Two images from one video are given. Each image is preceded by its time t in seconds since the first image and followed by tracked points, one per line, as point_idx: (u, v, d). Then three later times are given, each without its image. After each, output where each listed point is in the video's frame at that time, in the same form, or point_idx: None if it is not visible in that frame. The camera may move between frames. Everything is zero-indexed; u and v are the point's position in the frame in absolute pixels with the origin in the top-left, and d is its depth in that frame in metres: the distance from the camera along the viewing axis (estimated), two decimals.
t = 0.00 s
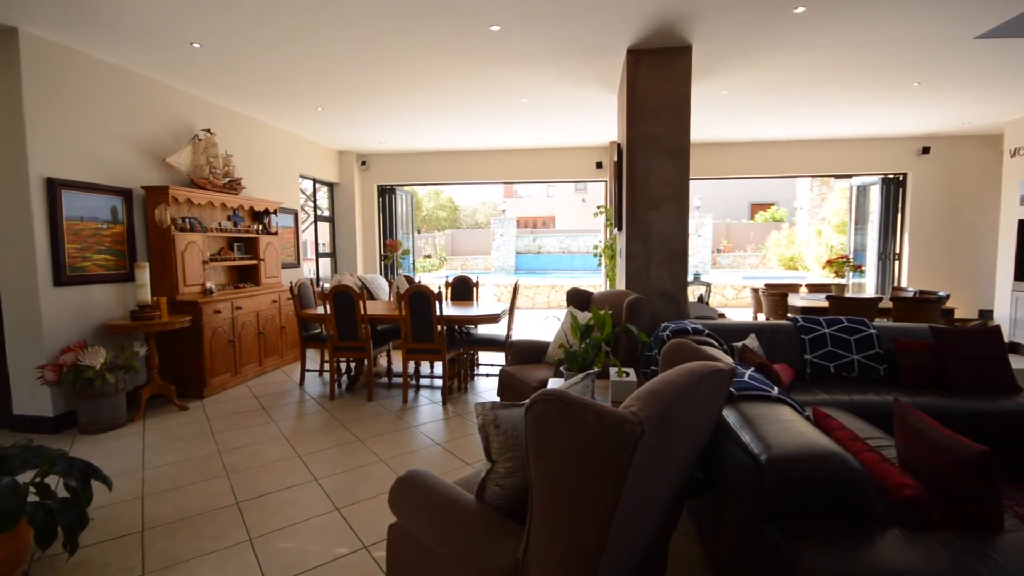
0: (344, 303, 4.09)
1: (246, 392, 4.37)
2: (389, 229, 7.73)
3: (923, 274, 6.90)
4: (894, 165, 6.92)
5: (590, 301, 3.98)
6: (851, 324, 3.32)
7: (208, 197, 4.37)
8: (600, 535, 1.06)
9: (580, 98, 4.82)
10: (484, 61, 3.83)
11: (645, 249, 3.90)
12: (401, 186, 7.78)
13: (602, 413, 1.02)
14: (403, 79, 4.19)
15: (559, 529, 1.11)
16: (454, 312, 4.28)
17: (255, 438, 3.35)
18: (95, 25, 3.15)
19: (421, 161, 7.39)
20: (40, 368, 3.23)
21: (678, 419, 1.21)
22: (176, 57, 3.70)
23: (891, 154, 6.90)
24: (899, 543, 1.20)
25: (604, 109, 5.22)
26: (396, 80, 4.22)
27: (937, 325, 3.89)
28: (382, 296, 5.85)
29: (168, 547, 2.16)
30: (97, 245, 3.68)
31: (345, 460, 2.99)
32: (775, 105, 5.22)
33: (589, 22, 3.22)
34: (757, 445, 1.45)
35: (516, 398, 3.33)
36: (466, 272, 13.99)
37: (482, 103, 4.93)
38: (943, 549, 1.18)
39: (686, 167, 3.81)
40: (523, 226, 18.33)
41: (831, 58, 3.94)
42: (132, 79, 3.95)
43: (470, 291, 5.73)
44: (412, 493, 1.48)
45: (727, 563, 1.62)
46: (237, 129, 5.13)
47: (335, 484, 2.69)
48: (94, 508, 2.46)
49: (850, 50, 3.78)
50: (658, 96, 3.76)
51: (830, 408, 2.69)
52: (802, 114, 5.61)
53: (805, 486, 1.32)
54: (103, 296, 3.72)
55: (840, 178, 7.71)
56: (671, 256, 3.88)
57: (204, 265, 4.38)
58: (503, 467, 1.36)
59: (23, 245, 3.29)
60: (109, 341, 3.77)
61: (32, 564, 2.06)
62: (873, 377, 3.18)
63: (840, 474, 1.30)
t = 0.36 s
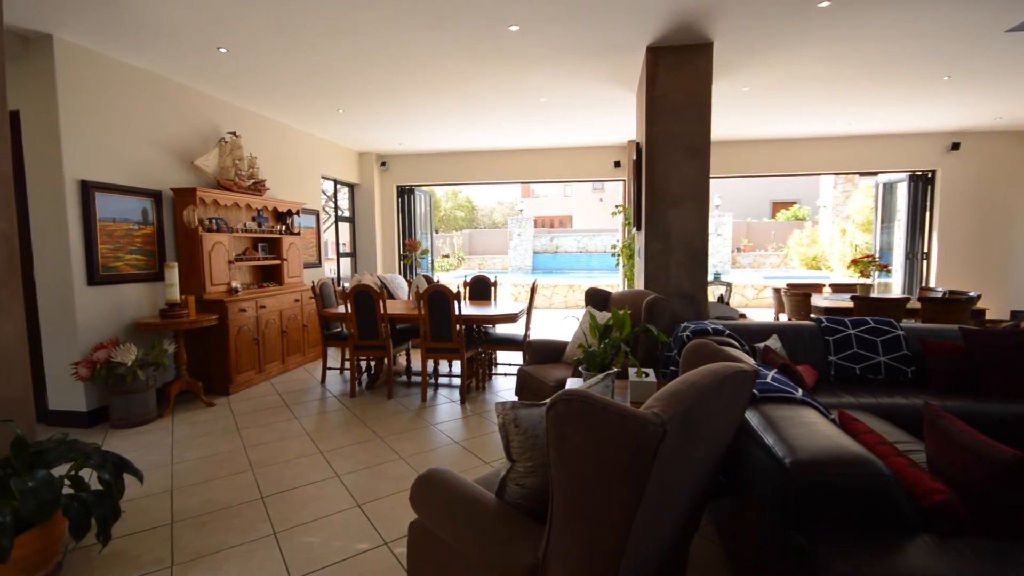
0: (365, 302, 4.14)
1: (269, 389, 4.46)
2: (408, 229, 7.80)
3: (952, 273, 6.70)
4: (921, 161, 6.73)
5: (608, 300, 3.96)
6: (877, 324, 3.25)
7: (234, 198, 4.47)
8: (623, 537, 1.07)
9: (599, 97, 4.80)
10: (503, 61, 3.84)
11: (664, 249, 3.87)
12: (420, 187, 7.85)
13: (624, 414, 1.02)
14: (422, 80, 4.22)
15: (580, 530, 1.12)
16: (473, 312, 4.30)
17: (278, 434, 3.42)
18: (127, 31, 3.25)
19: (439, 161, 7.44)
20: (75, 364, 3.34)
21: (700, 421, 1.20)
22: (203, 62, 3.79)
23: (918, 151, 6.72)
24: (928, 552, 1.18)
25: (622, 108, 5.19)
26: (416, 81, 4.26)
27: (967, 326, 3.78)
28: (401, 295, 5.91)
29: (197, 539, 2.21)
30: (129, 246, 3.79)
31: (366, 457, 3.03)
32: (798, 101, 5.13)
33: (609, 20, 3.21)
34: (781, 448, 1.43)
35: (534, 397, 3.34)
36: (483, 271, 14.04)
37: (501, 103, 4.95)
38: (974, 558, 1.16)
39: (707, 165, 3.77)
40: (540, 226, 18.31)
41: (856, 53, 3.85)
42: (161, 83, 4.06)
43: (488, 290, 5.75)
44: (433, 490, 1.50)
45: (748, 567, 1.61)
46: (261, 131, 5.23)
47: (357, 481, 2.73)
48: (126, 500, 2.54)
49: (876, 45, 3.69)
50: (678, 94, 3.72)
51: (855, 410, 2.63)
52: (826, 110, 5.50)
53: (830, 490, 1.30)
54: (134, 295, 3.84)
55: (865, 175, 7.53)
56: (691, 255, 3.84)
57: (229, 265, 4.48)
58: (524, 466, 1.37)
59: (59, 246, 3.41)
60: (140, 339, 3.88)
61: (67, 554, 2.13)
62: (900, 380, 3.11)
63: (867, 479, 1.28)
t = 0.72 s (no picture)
0: (384, 301, 4.18)
1: (292, 386, 4.54)
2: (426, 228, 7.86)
3: (985, 272, 6.49)
4: (951, 156, 6.53)
5: (627, 299, 3.93)
6: (907, 324, 3.16)
7: (257, 199, 4.56)
8: (646, 538, 1.06)
9: (617, 95, 4.77)
10: (521, 60, 3.84)
11: (684, 247, 3.83)
12: (438, 186, 7.89)
13: (646, 414, 1.02)
14: (441, 80, 4.25)
15: (602, 530, 1.11)
16: (491, 310, 4.31)
17: (300, 431, 3.47)
18: (155, 37, 3.33)
19: (457, 161, 7.47)
20: (107, 361, 3.44)
21: (724, 421, 1.19)
22: (227, 66, 3.87)
23: (949, 145, 6.52)
24: (960, 558, 1.15)
25: (641, 105, 5.14)
26: (435, 82, 4.28)
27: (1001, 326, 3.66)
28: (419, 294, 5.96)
29: (224, 533, 2.27)
30: (158, 246, 3.90)
31: (386, 454, 3.07)
32: (822, 96, 5.02)
33: (628, 17, 3.18)
34: (807, 450, 1.40)
35: (553, 396, 3.33)
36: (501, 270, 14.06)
37: (518, 102, 4.95)
38: (1009, 564, 1.12)
39: (728, 162, 3.71)
40: (558, 225, 18.26)
41: (883, 46, 3.75)
42: (187, 87, 4.16)
43: (505, 289, 5.76)
44: (454, 488, 1.51)
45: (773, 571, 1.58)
46: (283, 133, 5.32)
47: (377, 478, 2.76)
48: (156, 494, 2.61)
49: (904, 37, 3.59)
50: (699, 91, 3.68)
51: (883, 413, 2.57)
52: (851, 105, 5.37)
53: (858, 493, 1.28)
54: (163, 294, 3.94)
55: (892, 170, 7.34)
56: (712, 254, 3.79)
57: (253, 265, 4.57)
58: (544, 465, 1.37)
59: (92, 246, 3.52)
60: (168, 336, 3.99)
61: (100, 545, 2.20)
62: (930, 381, 3.02)
63: (896, 482, 1.25)
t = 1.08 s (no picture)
0: (404, 300, 4.22)
1: (313, 383, 4.62)
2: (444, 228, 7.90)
3: (1019, 270, 6.27)
4: (984, 150, 6.32)
5: (646, 298, 3.90)
6: (937, 324, 3.07)
7: (280, 199, 4.64)
8: (670, 540, 1.05)
9: (636, 91, 4.73)
10: (539, 58, 3.83)
11: (704, 245, 3.78)
12: (456, 186, 7.93)
13: (668, 414, 1.01)
14: (458, 80, 4.26)
15: (624, 532, 1.11)
16: (509, 309, 4.32)
17: (322, 427, 3.53)
18: (182, 42, 3.41)
19: (475, 160, 7.49)
20: (137, 358, 3.54)
21: (748, 422, 1.17)
22: (250, 69, 3.94)
23: (982, 139, 6.31)
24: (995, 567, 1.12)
25: (660, 102, 5.08)
26: (452, 81, 4.30)
27: None
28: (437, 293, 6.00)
29: (249, 526, 2.32)
30: (185, 246, 4.00)
31: (405, 452, 3.09)
32: (848, 89, 4.90)
33: (648, 13, 3.15)
34: (834, 452, 1.37)
35: (571, 396, 3.33)
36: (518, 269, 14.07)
37: (537, 101, 4.93)
38: None
39: (750, 158, 3.65)
40: (575, 224, 18.18)
41: (912, 37, 3.65)
42: (212, 90, 4.24)
43: (523, 288, 5.76)
44: (474, 487, 1.52)
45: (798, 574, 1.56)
46: (304, 134, 5.40)
47: (397, 475, 2.79)
48: (184, 487, 2.68)
49: (934, 28, 3.49)
50: (720, 86, 3.62)
51: (912, 415, 2.50)
52: (878, 98, 5.23)
53: (887, 496, 1.25)
54: (190, 293, 4.04)
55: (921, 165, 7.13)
56: (734, 251, 3.74)
57: (275, 264, 4.65)
58: (564, 464, 1.37)
59: (122, 246, 3.62)
60: (195, 334, 4.09)
61: (131, 536, 2.27)
62: (961, 383, 2.93)
63: (927, 486, 1.22)
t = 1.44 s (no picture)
0: (422, 298, 4.25)
1: (333, 381, 4.68)
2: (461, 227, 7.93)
3: None
4: (1018, 144, 6.11)
5: (665, 297, 3.86)
6: (968, 324, 2.98)
7: (301, 199, 4.71)
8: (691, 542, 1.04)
9: (655, 88, 4.68)
10: (557, 56, 3.81)
11: (725, 243, 3.72)
12: (473, 184, 7.95)
13: (690, 414, 0.99)
14: (475, 79, 4.27)
15: (645, 532, 1.10)
16: (527, 308, 4.32)
17: (342, 424, 3.58)
18: (206, 46, 3.48)
19: (492, 159, 7.50)
20: (164, 355, 3.63)
21: (773, 424, 1.15)
22: (272, 71, 4.00)
23: (1015, 132, 6.10)
24: None
25: (680, 98, 5.02)
26: (470, 81, 4.31)
27: None
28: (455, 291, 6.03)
29: (272, 520, 2.36)
30: (210, 246, 4.09)
31: (424, 449, 3.12)
32: (873, 83, 4.78)
33: (668, 8, 3.12)
34: (861, 455, 1.34)
35: (589, 395, 3.31)
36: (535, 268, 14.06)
37: (555, 98, 4.91)
38: None
39: (772, 154, 3.58)
40: (592, 222, 18.08)
41: (943, 29, 3.54)
42: (235, 92, 4.32)
43: (540, 287, 5.76)
44: (492, 485, 1.52)
45: None
46: (324, 135, 5.47)
47: (416, 472, 2.81)
48: (209, 481, 2.74)
49: (966, 18, 3.38)
50: (741, 81, 3.57)
51: (941, 417, 2.44)
52: (906, 91, 5.09)
53: (916, 501, 1.21)
54: (214, 292, 4.13)
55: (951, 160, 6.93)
56: (755, 250, 3.67)
57: (296, 264, 4.73)
58: (583, 464, 1.37)
59: (150, 246, 3.72)
60: (219, 331, 4.18)
61: (159, 528, 2.32)
62: (993, 385, 2.84)
63: (959, 491, 1.19)
